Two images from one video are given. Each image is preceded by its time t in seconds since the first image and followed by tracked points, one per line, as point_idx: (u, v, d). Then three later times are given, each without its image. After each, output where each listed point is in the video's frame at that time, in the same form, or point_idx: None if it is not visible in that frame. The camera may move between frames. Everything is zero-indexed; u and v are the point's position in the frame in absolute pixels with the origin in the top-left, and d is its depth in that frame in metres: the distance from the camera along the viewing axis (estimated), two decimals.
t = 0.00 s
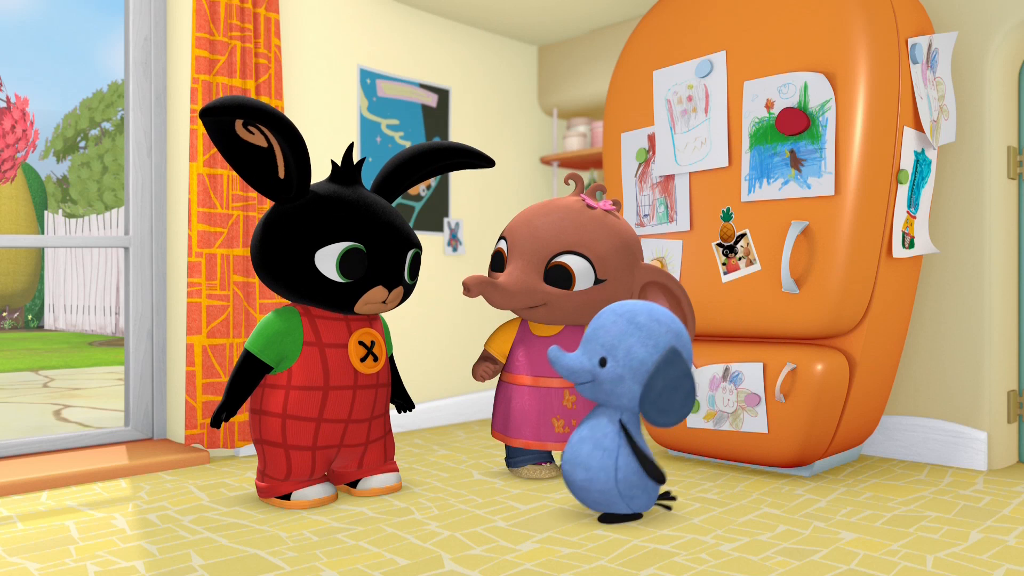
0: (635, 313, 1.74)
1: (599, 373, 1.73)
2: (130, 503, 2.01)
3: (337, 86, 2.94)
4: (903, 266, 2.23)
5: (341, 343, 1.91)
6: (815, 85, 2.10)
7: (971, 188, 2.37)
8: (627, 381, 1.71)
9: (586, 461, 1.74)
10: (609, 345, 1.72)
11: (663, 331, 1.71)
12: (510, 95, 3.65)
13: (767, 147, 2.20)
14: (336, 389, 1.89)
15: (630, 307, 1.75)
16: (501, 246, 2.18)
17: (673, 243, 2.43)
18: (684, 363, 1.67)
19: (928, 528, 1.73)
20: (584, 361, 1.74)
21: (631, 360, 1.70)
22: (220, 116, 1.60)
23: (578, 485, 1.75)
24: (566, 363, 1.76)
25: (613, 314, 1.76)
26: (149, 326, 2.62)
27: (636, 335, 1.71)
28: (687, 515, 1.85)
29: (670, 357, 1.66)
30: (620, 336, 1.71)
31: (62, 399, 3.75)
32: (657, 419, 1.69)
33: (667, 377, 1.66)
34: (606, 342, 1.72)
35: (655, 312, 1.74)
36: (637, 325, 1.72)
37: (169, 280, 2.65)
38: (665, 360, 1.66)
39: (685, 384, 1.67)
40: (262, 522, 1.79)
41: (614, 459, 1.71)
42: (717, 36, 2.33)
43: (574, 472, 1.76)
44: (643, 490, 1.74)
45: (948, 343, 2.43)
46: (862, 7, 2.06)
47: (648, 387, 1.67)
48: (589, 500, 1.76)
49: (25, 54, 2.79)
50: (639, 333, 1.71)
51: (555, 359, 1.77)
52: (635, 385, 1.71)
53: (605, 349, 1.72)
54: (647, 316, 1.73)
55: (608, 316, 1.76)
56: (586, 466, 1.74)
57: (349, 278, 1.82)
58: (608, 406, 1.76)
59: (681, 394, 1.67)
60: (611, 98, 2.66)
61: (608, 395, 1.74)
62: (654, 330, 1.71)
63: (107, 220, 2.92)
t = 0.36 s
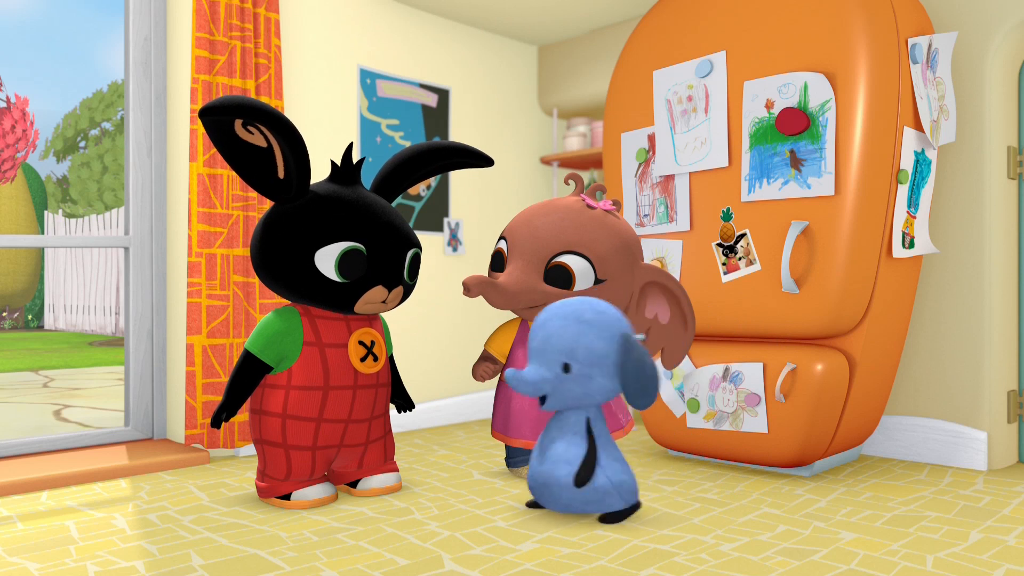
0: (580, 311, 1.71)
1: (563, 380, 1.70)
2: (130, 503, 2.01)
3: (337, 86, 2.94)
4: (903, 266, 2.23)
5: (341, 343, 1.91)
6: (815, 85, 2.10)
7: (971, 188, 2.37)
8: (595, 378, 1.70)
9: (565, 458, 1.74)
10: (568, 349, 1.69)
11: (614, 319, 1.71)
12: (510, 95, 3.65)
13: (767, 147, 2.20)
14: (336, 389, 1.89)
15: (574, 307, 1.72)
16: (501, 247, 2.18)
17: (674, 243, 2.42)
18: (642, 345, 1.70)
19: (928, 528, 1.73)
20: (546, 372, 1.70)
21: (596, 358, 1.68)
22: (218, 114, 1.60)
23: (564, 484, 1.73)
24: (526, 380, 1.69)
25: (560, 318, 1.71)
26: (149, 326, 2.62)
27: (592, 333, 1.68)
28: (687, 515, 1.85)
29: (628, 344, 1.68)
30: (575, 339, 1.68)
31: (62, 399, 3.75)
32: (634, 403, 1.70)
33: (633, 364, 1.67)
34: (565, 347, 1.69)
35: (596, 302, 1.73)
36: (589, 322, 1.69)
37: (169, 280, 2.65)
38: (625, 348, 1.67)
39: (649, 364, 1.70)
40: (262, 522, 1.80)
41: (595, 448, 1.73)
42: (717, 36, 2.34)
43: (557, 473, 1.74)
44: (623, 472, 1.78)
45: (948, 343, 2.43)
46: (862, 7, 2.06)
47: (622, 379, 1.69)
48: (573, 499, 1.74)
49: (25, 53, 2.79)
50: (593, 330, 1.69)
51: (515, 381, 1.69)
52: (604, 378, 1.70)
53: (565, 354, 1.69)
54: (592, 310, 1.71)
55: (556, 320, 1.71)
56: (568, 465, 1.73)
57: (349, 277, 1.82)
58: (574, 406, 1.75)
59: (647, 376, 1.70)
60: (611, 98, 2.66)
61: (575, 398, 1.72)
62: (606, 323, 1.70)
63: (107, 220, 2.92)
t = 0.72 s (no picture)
0: (542, 318, 1.71)
1: (505, 381, 1.69)
2: (130, 503, 2.01)
3: (337, 86, 2.94)
4: (903, 266, 2.23)
5: (340, 343, 1.91)
6: (815, 85, 2.10)
7: (971, 189, 2.37)
8: (531, 388, 1.67)
9: (494, 464, 1.70)
10: (515, 351, 1.69)
11: (569, 337, 1.69)
12: (510, 95, 3.65)
13: (767, 147, 2.20)
14: (336, 388, 1.89)
15: (537, 313, 1.72)
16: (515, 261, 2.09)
17: (674, 243, 2.42)
18: (591, 369, 1.65)
19: (928, 528, 1.73)
20: (492, 366, 1.70)
21: (535, 369, 1.66)
22: (202, 118, 1.60)
23: (484, 488, 1.71)
24: (477, 365, 1.71)
25: (522, 319, 1.73)
26: (149, 326, 2.62)
27: (541, 342, 1.68)
28: (687, 515, 1.85)
29: (577, 364, 1.63)
30: (526, 344, 1.69)
31: (62, 399, 3.75)
32: (563, 429, 1.64)
33: (573, 384, 1.63)
34: (512, 347, 1.70)
35: (562, 317, 1.72)
36: (543, 331, 1.69)
37: (169, 280, 2.65)
38: (569, 368, 1.63)
39: (592, 392, 1.64)
40: (262, 522, 1.80)
41: (524, 454, 1.68)
42: (717, 36, 2.33)
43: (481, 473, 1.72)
44: (545, 490, 1.70)
45: (948, 343, 2.43)
46: (862, 7, 2.06)
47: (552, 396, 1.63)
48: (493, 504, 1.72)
49: (26, 54, 2.80)
50: (544, 339, 1.68)
51: (466, 360, 1.70)
52: (539, 392, 1.67)
53: (512, 355, 1.70)
54: (554, 322, 1.70)
55: (517, 321, 1.73)
56: (490, 470, 1.70)
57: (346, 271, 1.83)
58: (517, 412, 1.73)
59: (588, 403, 1.64)
60: (611, 98, 2.66)
61: (514, 403, 1.71)
62: (560, 338, 1.68)
63: (107, 220, 2.92)
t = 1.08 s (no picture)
0: (490, 330, 1.68)
1: (461, 391, 1.72)
2: (130, 502, 2.01)
3: (337, 86, 2.94)
4: (903, 266, 2.23)
5: (347, 351, 1.92)
6: (815, 85, 2.10)
7: (971, 188, 2.37)
8: (484, 399, 1.67)
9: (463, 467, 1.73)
10: (466, 363, 1.69)
11: (518, 348, 1.64)
12: (510, 95, 3.65)
13: (767, 147, 2.20)
14: (343, 395, 1.89)
15: (485, 324, 1.69)
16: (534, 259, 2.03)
17: (674, 243, 2.42)
18: (541, 380, 1.62)
19: (928, 528, 1.73)
20: (447, 375, 1.74)
21: (485, 381, 1.66)
22: (210, 137, 1.57)
23: (460, 492, 1.73)
24: (432, 375, 1.76)
25: (470, 331, 1.71)
26: (149, 326, 2.62)
27: (489, 355, 1.66)
28: (687, 515, 1.85)
29: (525, 377, 1.61)
30: (475, 357, 1.68)
31: (62, 399, 3.75)
32: (516, 437, 1.63)
33: (523, 395, 1.61)
34: (464, 360, 1.70)
35: (510, 326, 1.67)
36: (491, 344, 1.66)
37: (169, 279, 2.65)
38: (517, 380, 1.61)
39: (542, 402, 1.62)
40: (262, 522, 1.80)
41: (484, 459, 1.70)
42: (717, 36, 2.34)
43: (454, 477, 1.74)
44: (527, 484, 1.72)
45: (948, 343, 2.43)
46: (862, 7, 2.06)
47: (501, 408, 1.62)
48: (474, 507, 1.73)
49: (26, 54, 2.83)
50: (493, 352, 1.65)
51: (422, 370, 1.78)
52: (492, 402, 1.67)
53: (464, 367, 1.70)
54: (502, 333, 1.66)
55: (467, 332, 1.72)
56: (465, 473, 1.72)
57: (348, 287, 1.82)
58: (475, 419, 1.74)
59: (538, 412, 1.62)
60: (611, 98, 2.66)
61: (472, 411, 1.72)
62: (509, 349, 1.65)
63: (107, 220, 2.92)
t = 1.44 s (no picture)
0: (504, 321, 1.69)
1: (469, 381, 1.72)
2: (130, 502, 2.01)
3: (337, 86, 2.94)
4: (903, 266, 2.23)
5: (348, 353, 1.91)
6: (815, 85, 2.10)
7: (971, 189, 2.37)
8: (492, 391, 1.68)
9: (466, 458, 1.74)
10: (477, 354, 1.69)
11: (531, 342, 1.67)
12: (510, 95, 3.65)
13: (767, 147, 2.20)
14: (343, 397, 1.89)
15: (500, 315, 1.70)
16: (614, 247, 1.75)
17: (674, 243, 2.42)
18: (554, 377, 1.65)
19: (928, 528, 1.73)
20: (457, 364, 1.73)
21: (497, 373, 1.67)
22: (195, 141, 1.58)
23: (461, 485, 1.74)
24: (443, 361, 1.75)
25: (484, 321, 1.71)
26: (149, 326, 2.62)
27: (503, 347, 1.67)
28: (687, 515, 1.85)
29: (538, 371, 1.64)
30: (487, 348, 1.68)
31: (62, 399, 3.75)
32: (522, 432, 1.66)
33: (534, 391, 1.63)
34: (477, 351, 1.70)
35: (525, 318, 1.69)
36: (505, 336, 1.67)
37: (169, 279, 2.65)
38: (530, 375, 1.63)
39: (553, 398, 1.65)
40: (262, 522, 1.80)
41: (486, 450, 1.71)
42: (717, 36, 2.34)
43: (456, 470, 1.75)
44: (526, 481, 1.72)
45: (948, 343, 2.43)
46: (862, 6, 2.06)
47: (511, 402, 1.64)
48: (473, 501, 1.73)
49: (26, 54, 2.82)
50: (506, 344, 1.66)
51: (432, 356, 1.76)
52: (501, 395, 1.68)
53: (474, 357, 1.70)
54: (516, 326, 1.68)
55: (479, 321, 1.72)
56: (466, 465, 1.73)
57: (337, 293, 1.78)
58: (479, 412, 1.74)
59: (548, 410, 1.65)
60: (611, 98, 2.66)
61: (478, 401, 1.72)
62: (521, 342, 1.66)
63: (107, 220, 2.92)
